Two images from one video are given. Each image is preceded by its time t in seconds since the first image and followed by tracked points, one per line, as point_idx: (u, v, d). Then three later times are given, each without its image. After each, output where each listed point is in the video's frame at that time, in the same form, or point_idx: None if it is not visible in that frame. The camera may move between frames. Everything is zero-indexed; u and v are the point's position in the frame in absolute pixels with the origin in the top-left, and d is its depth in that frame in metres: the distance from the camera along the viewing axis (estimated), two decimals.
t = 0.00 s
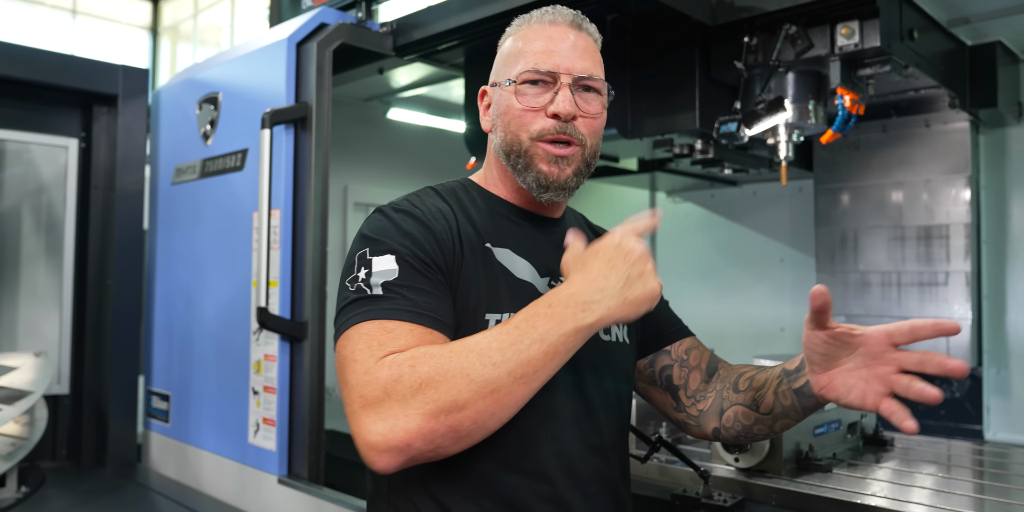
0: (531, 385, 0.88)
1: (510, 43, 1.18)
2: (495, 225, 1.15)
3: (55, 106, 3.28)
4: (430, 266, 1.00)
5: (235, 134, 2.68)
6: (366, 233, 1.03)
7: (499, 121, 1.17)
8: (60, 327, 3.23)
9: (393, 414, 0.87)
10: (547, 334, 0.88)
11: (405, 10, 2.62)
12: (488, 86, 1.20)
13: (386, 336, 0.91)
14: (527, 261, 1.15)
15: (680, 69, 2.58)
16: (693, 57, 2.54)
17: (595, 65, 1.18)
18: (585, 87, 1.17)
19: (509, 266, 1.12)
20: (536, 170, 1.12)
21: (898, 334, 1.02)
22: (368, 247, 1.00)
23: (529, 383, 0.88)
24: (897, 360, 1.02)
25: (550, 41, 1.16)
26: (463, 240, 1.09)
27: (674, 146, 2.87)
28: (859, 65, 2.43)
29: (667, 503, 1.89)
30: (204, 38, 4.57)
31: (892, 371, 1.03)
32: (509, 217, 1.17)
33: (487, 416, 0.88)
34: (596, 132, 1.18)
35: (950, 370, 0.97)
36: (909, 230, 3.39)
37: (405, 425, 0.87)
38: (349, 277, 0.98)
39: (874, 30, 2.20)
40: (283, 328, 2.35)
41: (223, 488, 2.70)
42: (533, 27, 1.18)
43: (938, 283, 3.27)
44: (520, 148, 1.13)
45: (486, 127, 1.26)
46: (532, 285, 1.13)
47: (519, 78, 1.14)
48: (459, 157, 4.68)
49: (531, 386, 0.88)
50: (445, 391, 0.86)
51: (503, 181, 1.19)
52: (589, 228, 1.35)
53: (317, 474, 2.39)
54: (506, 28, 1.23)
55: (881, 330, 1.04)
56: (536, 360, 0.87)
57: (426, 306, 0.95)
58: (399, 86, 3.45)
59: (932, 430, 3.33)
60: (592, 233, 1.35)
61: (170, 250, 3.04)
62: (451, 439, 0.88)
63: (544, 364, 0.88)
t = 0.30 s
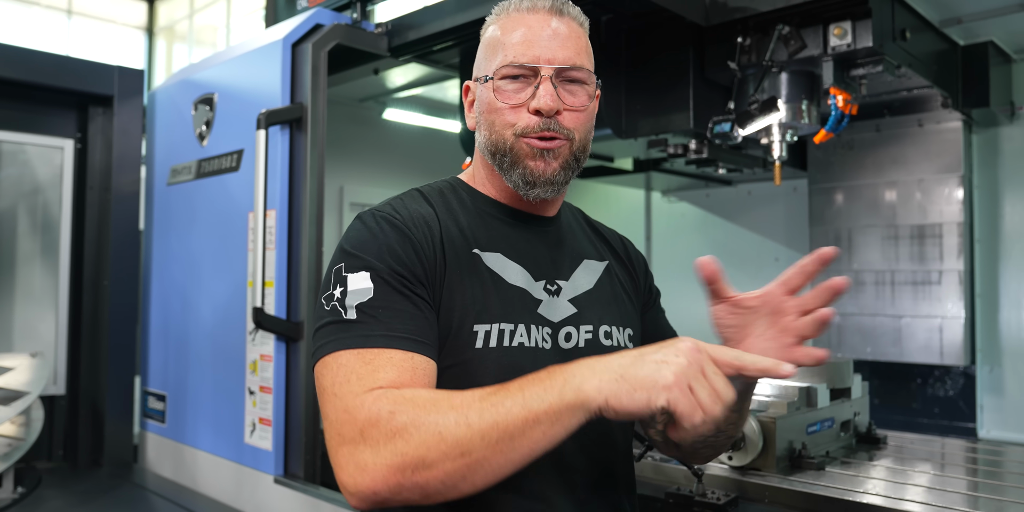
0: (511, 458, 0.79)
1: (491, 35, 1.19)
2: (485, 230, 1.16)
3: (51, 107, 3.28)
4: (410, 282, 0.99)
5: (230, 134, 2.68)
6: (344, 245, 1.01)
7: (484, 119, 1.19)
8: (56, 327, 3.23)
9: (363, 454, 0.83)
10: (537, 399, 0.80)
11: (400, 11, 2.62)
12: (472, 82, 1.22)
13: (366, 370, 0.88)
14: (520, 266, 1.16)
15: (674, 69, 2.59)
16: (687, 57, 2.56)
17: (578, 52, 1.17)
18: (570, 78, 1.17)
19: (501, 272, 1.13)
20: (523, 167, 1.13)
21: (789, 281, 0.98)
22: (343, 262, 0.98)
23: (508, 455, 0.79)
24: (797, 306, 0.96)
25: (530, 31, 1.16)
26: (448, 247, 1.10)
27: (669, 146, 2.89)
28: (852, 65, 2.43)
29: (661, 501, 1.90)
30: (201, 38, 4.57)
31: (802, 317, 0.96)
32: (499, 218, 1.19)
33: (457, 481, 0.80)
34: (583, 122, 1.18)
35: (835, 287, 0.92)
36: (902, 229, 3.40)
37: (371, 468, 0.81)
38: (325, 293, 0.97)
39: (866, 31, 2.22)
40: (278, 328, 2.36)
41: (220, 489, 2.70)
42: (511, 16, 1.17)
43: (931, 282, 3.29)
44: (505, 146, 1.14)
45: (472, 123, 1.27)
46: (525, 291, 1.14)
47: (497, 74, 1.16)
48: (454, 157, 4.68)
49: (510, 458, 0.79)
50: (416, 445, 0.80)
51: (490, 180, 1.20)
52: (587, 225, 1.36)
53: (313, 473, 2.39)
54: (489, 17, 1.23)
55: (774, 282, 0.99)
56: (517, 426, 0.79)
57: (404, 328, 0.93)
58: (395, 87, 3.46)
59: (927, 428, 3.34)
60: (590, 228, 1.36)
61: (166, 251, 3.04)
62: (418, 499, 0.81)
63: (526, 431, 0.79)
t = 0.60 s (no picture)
0: None
1: (480, 25, 1.18)
2: (477, 234, 1.17)
3: (46, 107, 3.28)
4: (401, 291, 1.00)
5: (226, 135, 2.69)
6: (332, 253, 1.01)
7: (472, 116, 1.19)
8: (52, 327, 3.23)
9: (366, 497, 0.82)
10: (545, 477, 0.75)
11: (395, 11, 2.63)
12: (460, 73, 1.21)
13: (367, 392, 0.89)
14: (513, 271, 1.17)
15: (668, 69, 2.61)
16: (681, 58, 2.57)
17: (572, 45, 1.17)
18: (563, 74, 1.17)
19: (494, 278, 1.14)
20: (508, 181, 1.14)
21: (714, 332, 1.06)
22: (332, 271, 0.99)
23: None
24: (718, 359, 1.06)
25: (520, 23, 1.15)
26: (439, 252, 1.11)
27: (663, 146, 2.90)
28: (844, 66, 2.45)
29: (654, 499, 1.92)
30: (196, 38, 4.58)
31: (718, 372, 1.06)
32: (489, 217, 1.20)
33: None
34: (575, 124, 1.19)
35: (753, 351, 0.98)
36: (895, 228, 3.42)
37: None
38: (314, 303, 0.98)
39: (858, 33, 2.24)
40: (274, 328, 2.37)
41: (216, 488, 2.71)
42: (501, 5, 1.16)
43: (923, 281, 3.31)
44: (492, 152, 1.15)
45: (459, 116, 1.28)
46: (518, 297, 1.15)
47: (486, 70, 1.15)
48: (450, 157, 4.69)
49: None
50: (415, 494, 0.79)
51: (478, 180, 1.21)
52: (580, 217, 1.37)
53: (309, 473, 2.40)
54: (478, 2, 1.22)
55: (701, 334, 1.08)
56: (521, 499, 0.75)
57: (400, 341, 0.93)
58: (390, 87, 3.47)
59: (919, 426, 3.36)
60: (584, 220, 1.37)
61: (162, 251, 3.05)
62: None
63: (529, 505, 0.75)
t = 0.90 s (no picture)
0: None
1: (478, 35, 1.20)
2: (469, 245, 1.18)
3: (44, 115, 3.29)
4: (391, 302, 1.01)
5: (223, 143, 2.71)
6: (324, 263, 1.03)
7: (470, 126, 1.20)
8: (50, 334, 3.24)
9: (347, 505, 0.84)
10: (523, 499, 0.75)
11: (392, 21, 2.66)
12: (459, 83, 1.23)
13: (353, 404, 0.90)
14: (506, 282, 1.18)
15: (662, 78, 2.62)
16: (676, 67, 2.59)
17: (569, 57, 1.19)
18: (560, 87, 1.19)
19: (487, 289, 1.16)
20: (511, 184, 1.15)
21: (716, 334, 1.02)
22: (324, 281, 1.00)
23: None
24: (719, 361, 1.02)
25: (518, 33, 1.16)
26: (431, 263, 1.12)
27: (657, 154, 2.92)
28: (837, 75, 2.47)
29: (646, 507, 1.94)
30: (196, 45, 4.60)
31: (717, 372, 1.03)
32: (484, 229, 1.21)
33: None
34: (572, 134, 1.20)
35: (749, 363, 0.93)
36: (889, 236, 3.44)
37: None
38: (305, 313, 0.99)
39: (851, 42, 2.25)
40: (270, 336, 2.39)
41: (213, 495, 2.72)
42: (499, 16, 1.18)
43: (918, 288, 3.32)
44: (490, 161, 1.16)
45: (457, 126, 1.29)
46: (511, 308, 1.17)
47: (483, 82, 1.18)
48: (447, 164, 4.71)
49: None
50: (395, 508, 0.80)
51: (476, 189, 1.22)
52: (577, 225, 1.38)
53: (306, 479, 2.41)
54: (476, 14, 1.24)
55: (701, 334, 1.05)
56: None
57: (387, 353, 0.95)
58: (388, 95, 3.49)
59: (915, 432, 3.37)
60: (581, 229, 1.38)
61: (160, 258, 3.06)
62: None
63: None
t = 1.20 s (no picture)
0: None
1: (490, 49, 1.24)
2: (463, 249, 1.20)
3: (44, 124, 3.32)
4: (377, 294, 1.01)
5: (221, 152, 2.73)
6: (323, 258, 1.03)
7: (476, 130, 1.22)
8: (48, 342, 3.25)
9: (305, 459, 0.79)
10: (501, 470, 0.76)
11: (389, 30, 2.69)
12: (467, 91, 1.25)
13: (322, 372, 0.89)
14: (497, 286, 1.20)
15: (657, 86, 2.64)
16: (670, 76, 2.60)
17: (578, 74, 1.23)
18: (566, 100, 1.22)
19: (478, 292, 1.17)
20: (508, 190, 1.16)
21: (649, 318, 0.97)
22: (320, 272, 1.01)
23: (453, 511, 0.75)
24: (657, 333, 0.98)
25: (532, 47, 1.21)
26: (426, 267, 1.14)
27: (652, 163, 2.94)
28: (830, 84, 2.49)
29: None
30: (197, 53, 4.63)
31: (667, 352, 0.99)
32: (480, 237, 1.23)
33: None
34: (574, 146, 1.23)
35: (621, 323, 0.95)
36: (884, 243, 3.45)
37: (308, 470, 0.78)
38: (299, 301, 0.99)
39: (842, 51, 2.27)
40: (267, 344, 2.40)
41: (209, 503, 2.72)
42: (514, 33, 1.22)
43: (913, 296, 3.33)
44: (494, 163, 1.17)
45: (462, 135, 1.30)
46: (501, 311, 1.18)
47: (496, 84, 1.19)
48: (445, 172, 4.73)
49: None
50: (362, 468, 0.77)
51: (478, 195, 1.23)
52: (570, 242, 1.40)
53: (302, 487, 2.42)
54: (490, 33, 1.28)
55: (650, 323, 0.96)
56: (471, 488, 0.76)
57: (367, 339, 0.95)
58: (386, 104, 3.51)
59: (911, 440, 3.38)
60: (574, 247, 1.40)
61: (158, 266, 3.08)
62: None
63: (477, 497, 0.76)
